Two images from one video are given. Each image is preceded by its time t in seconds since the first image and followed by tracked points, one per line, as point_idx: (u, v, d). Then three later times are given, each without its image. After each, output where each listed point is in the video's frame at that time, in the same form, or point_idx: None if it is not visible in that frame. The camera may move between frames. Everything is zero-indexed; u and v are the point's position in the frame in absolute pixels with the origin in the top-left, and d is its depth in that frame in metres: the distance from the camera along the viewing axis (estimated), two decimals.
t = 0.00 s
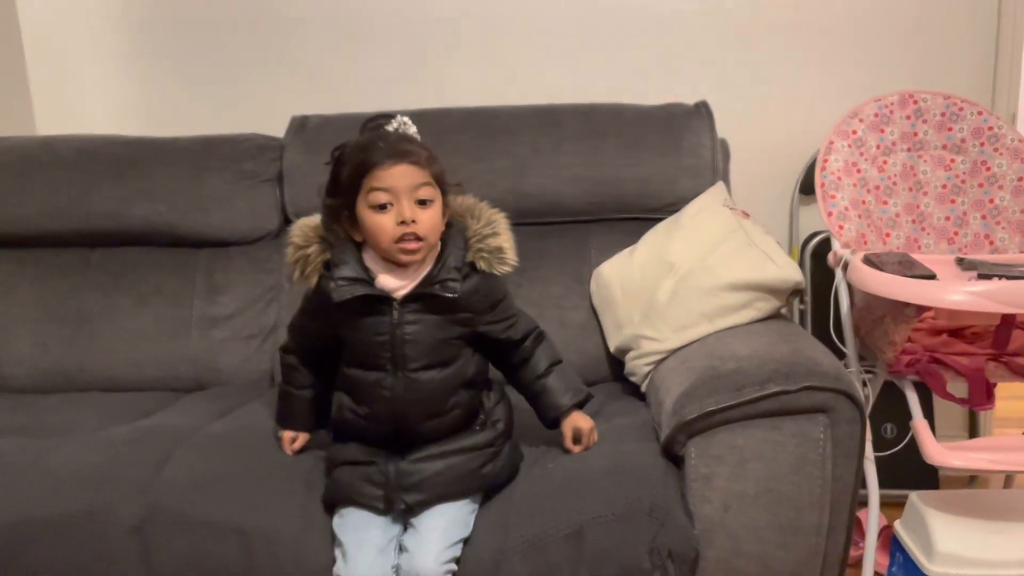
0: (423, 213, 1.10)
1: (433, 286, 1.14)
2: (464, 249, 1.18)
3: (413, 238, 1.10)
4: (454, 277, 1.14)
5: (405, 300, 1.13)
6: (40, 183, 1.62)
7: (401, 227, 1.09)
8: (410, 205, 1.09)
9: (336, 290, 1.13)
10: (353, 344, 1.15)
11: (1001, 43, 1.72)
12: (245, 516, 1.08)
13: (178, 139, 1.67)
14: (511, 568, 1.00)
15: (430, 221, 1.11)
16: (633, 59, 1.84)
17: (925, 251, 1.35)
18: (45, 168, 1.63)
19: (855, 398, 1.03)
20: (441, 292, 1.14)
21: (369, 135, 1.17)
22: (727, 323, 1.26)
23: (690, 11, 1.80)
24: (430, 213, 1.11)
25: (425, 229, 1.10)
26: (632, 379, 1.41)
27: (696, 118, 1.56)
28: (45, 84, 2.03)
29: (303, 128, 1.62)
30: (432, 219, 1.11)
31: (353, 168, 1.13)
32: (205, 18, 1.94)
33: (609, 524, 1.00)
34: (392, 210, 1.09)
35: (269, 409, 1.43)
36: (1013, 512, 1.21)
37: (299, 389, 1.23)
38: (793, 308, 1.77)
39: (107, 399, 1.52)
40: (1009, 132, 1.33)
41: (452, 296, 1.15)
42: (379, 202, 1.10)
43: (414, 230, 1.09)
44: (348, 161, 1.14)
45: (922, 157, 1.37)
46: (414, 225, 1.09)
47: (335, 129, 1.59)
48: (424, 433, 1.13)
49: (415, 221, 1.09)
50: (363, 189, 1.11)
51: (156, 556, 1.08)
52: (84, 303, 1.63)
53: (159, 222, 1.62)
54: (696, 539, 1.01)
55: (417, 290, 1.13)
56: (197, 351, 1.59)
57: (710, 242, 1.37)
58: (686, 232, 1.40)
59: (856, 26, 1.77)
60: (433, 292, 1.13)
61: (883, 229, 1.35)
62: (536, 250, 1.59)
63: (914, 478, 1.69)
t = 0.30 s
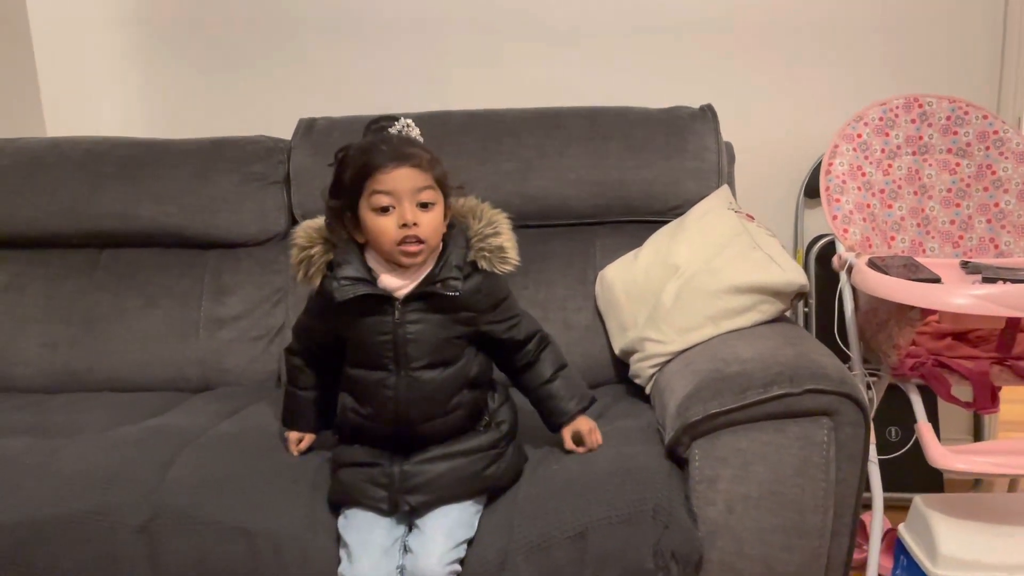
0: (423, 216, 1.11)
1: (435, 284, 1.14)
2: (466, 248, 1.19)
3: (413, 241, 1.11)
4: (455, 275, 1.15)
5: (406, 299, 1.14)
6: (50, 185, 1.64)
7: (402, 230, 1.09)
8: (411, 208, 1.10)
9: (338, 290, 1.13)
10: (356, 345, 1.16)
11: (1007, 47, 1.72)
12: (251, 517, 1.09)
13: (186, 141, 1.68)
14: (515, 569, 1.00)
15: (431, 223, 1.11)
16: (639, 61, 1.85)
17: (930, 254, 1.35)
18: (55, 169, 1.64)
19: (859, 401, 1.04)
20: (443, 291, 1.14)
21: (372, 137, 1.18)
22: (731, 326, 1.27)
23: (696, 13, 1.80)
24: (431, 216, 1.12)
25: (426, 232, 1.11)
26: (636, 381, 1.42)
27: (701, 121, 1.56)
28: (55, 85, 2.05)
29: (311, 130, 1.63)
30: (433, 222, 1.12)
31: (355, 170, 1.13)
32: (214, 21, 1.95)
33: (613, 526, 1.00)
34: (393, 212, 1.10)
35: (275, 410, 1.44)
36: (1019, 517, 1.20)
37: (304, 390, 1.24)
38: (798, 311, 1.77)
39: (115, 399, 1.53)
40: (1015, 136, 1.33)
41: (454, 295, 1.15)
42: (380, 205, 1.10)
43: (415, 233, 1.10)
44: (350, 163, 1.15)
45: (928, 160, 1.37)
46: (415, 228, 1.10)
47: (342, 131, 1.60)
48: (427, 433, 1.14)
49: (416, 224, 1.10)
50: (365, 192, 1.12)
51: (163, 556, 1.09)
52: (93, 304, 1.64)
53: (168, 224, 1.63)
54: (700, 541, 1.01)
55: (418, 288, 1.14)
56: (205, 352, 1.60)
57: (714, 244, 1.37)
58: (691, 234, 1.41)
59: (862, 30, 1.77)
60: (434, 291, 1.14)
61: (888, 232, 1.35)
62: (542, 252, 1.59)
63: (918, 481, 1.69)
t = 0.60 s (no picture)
0: (423, 217, 1.11)
1: (435, 285, 1.14)
2: (466, 249, 1.19)
3: (413, 242, 1.11)
4: (455, 276, 1.15)
5: (407, 300, 1.14)
6: (54, 186, 1.64)
7: (402, 231, 1.09)
8: (410, 209, 1.10)
9: (338, 290, 1.13)
10: (357, 346, 1.16)
11: (1012, 50, 1.71)
12: (252, 518, 1.09)
13: (189, 142, 1.68)
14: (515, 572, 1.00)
15: (431, 225, 1.11)
16: (642, 63, 1.85)
17: (933, 257, 1.35)
18: (59, 170, 1.65)
19: (862, 404, 1.03)
20: (443, 291, 1.14)
21: (372, 138, 1.18)
22: (733, 328, 1.26)
23: (699, 16, 1.80)
24: (431, 218, 1.12)
25: (425, 233, 1.11)
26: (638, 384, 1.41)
27: (704, 123, 1.56)
28: (60, 86, 2.05)
29: (313, 131, 1.63)
30: (433, 223, 1.12)
31: (355, 171, 1.13)
32: (218, 23, 1.96)
33: (614, 529, 1.00)
34: (392, 214, 1.10)
35: (277, 411, 1.44)
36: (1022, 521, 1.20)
37: (305, 392, 1.24)
38: (801, 314, 1.77)
39: (117, 400, 1.53)
40: (1018, 139, 1.32)
41: (454, 295, 1.15)
42: (380, 207, 1.10)
43: (414, 234, 1.10)
44: (350, 164, 1.15)
45: (931, 163, 1.37)
46: (414, 229, 1.10)
47: (345, 132, 1.60)
48: (427, 435, 1.14)
49: (416, 225, 1.10)
50: (365, 193, 1.12)
51: (164, 557, 1.09)
52: (97, 305, 1.64)
53: (171, 225, 1.63)
54: (701, 544, 1.01)
55: (418, 289, 1.14)
56: (207, 353, 1.60)
57: (716, 247, 1.37)
58: (693, 237, 1.41)
59: (866, 33, 1.77)
60: (434, 291, 1.14)
61: (891, 235, 1.35)
62: (544, 254, 1.59)
63: (921, 485, 1.69)
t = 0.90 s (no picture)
0: (423, 220, 1.11)
1: (434, 286, 1.14)
2: (465, 250, 1.19)
3: (412, 244, 1.11)
4: (455, 277, 1.15)
5: (405, 301, 1.14)
6: (53, 187, 1.64)
7: (401, 233, 1.10)
8: (410, 211, 1.10)
9: (337, 291, 1.13)
10: (356, 347, 1.16)
11: (1012, 54, 1.71)
12: (250, 519, 1.09)
13: (189, 143, 1.69)
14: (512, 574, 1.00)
15: (431, 227, 1.12)
16: (641, 66, 1.85)
17: (932, 260, 1.35)
18: (59, 171, 1.65)
19: (860, 407, 1.03)
20: (442, 293, 1.14)
21: (372, 139, 1.18)
22: (731, 330, 1.26)
23: (698, 18, 1.80)
24: (431, 220, 1.12)
25: (425, 235, 1.11)
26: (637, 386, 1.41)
27: (703, 125, 1.56)
28: (63, 87, 2.05)
29: (313, 132, 1.64)
30: (433, 225, 1.12)
31: (355, 172, 1.13)
32: (219, 25, 1.96)
33: (612, 531, 1.00)
34: (392, 216, 1.10)
35: (275, 412, 1.44)
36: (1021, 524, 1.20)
37: (303, 393, 1.24)
38: (800, 316, 1.77)
39: (116, 400, 1.53)
40: (1018, 142, 1.32)
41: (453, 297, 1.15)
42: (380, 208, 1.11)
43: (414, 236, 1.10)
44: (350, 165, 1.15)
45: (930, 166, 1.36)
46: (414, 231, 1.10)
47: (344, 134, 1.60)
48: (425, 436, 1.14)
49: (415, 227, 1.10)
50: (365, 195, 1.12)
51: (162, 558, 1.09)
52: (96, 306, 1.65)
53: (170, 226, 1.63)
54: (699, 547, 1.01)
55: (417, 291, 1.14)
56: (206, 354, 1.61)
57: (715, 249, 1.37)
58: (692, 239, 1.41)
59: (866, 36, 1.77)
60: (433, 293, 1.14)
61: (891, 238, 1.35)
62: (543, 256, 1.59)
63: (920, 488, 1.69)
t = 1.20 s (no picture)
0: (422, 224, 1.11)
1: (432, 290, 1.14)
2: (463, 254, 1.19)
3: (411, 248, 1.11)
4: (453, 281, 1.15)
5: (404, 305, 1.14)
6: (52, 189, 1.64)
7: (400, 237, 1.09)
8: (409, 215, 1.10)
9: (336, 295, 1.13)
10: (354, 350, 1.16)
11: (1010, 59, 1.71)
12: (248, 522, 1.09)
13: (188, 146, 1.69)
14: None
15: (429, 231, 1.12)
16: (639, 70, 1.85)
17: (930, 265, 1.34)
18: (58, 173, 1.65)
19: (857, 412, 1.03)
20: (440, 296, 1.14)
21: (371, 143, 1.18)
22: (729, 335, 1.26)
23: (697, 22, 1.80)
24: (429, 224, 1.12)
25: (424, 239, 1.11)
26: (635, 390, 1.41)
27: (702, 129, 1.56)
28: (63, 89, 2.06)
29: (312, 136, 1.64)
30: (431, 229, 1.12)
31: (354, 176, 1.13)
32: (218, 27, 1.96)
33: (609, 536, 1.00)
34: (391, 219, 1.10)
35: (273, 415, 1.44)
36: (1018, 529, 1.20)
37: (301, 397, 1.24)
38: (799, 320, 1.77)
39: (114, 403, 1.53)
40: (1016, 147, 1.32)
41: (451, 301, 1.15)
42: (378, 212, 1.10)
43: (413, 240, 1.10)
44: (350, 169, 1.15)
45: (929, 170, 1.37)
46: (412, 235, 1.10)
47: (343, 137, 1.61)
48: (423, 440, 1.14)
49: (414, 231, 1.10)
50: (364, 199, 1.12)
51: (159, 561, 1.09)
52: (94, 308, 1.65)
53: (169, 228, 1.64)
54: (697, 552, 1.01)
55: (415, 294, 1.14)
56: (204, 357, 1.61)
57: (714, 253, 1.37)
58: (690, 243, 1.41)
59: (863, 41, 1.77)
60: (431, 296, 1.14)
61: (889, 242, 1.35)
62: (541, 259, 1.59)
63: (917, 493, 1.69)
